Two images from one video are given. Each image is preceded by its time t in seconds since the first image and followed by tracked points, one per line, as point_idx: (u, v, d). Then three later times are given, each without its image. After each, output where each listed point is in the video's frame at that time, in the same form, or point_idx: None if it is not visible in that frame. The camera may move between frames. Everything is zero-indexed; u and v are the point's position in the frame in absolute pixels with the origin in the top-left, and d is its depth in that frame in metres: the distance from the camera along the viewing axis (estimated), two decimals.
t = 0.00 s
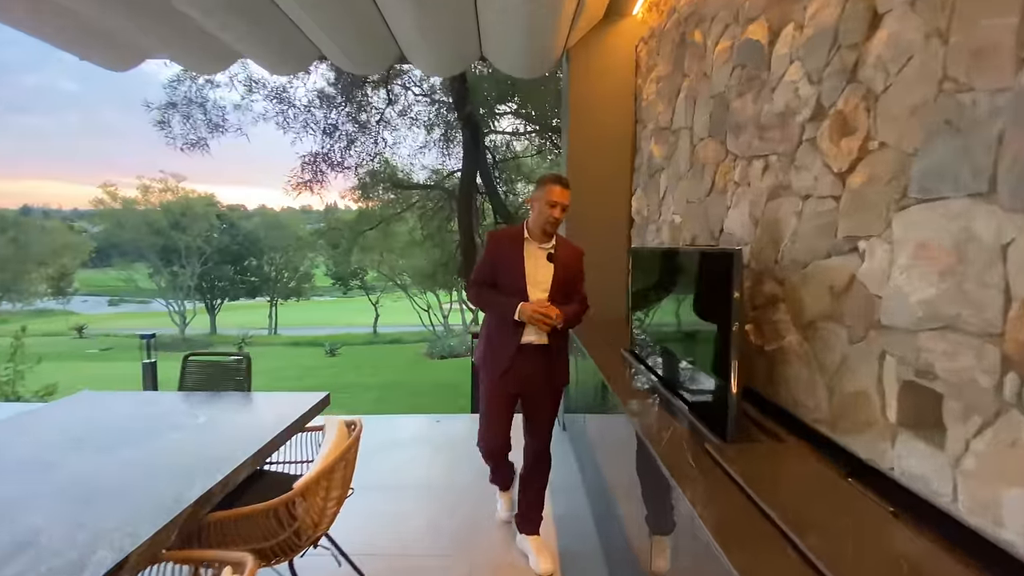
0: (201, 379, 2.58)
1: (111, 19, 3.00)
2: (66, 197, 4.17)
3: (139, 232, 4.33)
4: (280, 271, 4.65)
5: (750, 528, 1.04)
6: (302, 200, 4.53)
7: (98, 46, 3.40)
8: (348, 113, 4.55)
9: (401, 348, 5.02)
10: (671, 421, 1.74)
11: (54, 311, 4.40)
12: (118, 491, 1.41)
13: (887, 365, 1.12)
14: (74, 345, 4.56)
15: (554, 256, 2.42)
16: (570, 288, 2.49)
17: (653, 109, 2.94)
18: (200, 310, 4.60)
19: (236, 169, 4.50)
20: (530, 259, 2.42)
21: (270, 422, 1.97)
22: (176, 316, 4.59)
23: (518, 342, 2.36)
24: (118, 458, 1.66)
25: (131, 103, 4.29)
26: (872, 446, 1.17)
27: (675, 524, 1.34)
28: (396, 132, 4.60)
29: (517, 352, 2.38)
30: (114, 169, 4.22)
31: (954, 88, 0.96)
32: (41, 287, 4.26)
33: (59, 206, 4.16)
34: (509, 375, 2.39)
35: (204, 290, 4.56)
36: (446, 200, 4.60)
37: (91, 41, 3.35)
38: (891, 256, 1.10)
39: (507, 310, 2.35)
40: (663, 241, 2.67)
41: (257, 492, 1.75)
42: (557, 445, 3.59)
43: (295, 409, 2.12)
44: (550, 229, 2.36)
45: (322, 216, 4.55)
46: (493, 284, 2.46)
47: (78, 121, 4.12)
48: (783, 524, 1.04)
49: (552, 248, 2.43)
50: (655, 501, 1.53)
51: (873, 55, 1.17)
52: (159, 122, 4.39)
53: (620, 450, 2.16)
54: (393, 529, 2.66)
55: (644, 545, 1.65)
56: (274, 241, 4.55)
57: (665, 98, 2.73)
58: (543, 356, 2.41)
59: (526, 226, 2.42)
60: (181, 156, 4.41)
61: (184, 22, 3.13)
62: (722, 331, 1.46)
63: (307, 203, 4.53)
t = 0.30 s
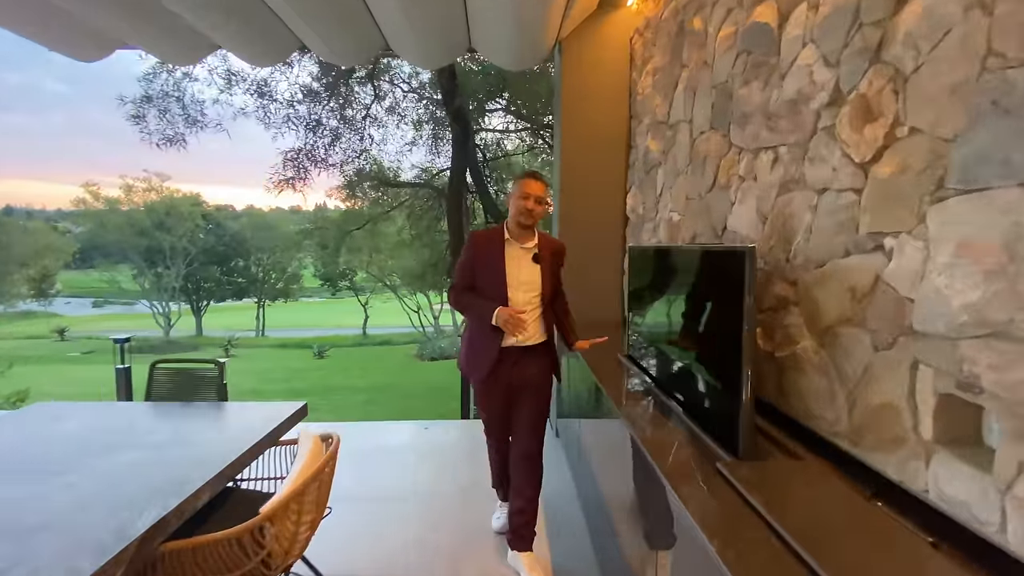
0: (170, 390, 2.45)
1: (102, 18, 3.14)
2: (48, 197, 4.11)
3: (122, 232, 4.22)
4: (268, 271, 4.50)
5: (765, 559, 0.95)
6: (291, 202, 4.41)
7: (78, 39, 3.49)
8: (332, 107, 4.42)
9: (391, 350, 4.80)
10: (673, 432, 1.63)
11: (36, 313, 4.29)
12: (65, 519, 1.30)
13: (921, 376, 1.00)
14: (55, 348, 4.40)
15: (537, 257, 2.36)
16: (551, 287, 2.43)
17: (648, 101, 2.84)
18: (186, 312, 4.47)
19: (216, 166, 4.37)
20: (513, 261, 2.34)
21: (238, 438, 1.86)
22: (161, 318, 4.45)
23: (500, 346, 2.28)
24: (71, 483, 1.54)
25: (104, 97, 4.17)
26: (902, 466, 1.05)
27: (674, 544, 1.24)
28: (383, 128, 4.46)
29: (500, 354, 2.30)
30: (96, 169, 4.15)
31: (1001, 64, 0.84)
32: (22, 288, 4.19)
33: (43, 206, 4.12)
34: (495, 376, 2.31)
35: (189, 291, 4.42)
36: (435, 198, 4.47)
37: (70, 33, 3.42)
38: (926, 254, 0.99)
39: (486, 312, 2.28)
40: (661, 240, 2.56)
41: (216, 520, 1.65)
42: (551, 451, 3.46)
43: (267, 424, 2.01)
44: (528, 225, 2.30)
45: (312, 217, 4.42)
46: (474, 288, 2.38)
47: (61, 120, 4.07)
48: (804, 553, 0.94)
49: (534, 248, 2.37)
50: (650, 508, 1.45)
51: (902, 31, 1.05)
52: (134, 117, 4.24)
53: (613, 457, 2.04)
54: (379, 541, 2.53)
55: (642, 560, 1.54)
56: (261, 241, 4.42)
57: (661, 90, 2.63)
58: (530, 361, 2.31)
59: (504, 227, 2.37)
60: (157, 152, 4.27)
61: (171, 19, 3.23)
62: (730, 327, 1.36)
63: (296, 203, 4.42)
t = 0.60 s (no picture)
0: (143, 397, 2.35)
1: (99, 23, 3.19)
2: (31, 196, 4.01)
3: (107, 233, 4.13)
4: (256, 272, 4.40)
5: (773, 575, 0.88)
6: (279, 202, 4.33)
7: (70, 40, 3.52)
8: (319, 104, 4.34)
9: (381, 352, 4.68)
10: (670, 437, 1.56)
11: (18, 316, 4.19)
12: (21, 541, 1.21)
13: (942, 383, 0.94)
14: (39, 351, 4.28)
15: (522, 259, 2.29)
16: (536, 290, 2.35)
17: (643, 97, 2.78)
18: (173, 313, 4.36)
19: (199, 165, 4.27)
20: (496, 265, 2.28)
21: (213, 448, 1.77)
22: (146, 320, 4.34)
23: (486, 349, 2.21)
24: (31, 500, 1.44)
25: (81, 92, 4.08)
26: (918, 478, 0.99)
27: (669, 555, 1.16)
28: (370, 126, 4.37)
29: (487, 357, 2.23)
30: (81, 168, 4.06)
31: None
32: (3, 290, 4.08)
33: (26, 206, 4.02)
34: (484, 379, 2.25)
35: (175, 292, 4.32)
36: (425, 197, 4.39)
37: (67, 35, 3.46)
38: (946, 253, 0.92)
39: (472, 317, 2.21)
40: (656, 239, 2.49)
41: (186, 540, 1.55)
42: (543, 456, 3.39)
43: (245, 433, 1.92)
44: (510, 227, 2.24)
45: (301, 218, 4.33)
46: (461, 292, 2.33)
47: (45, 118, 3.99)
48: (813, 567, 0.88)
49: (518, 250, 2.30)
50: (643, 513, 1.38)
51: (919, 15, 0.99)
52: (113, 113, 4.16)
53: (607, 462, 1.98)
54: (366, 551, 2.45)
55: (638, 570, 1.47)
56: (249, 242, 4.32)
57: (656, 87, 2.57)
58: (519, 363, 2.25)
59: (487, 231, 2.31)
60: (135, 149, 4.17)
61: (164, 20, 3.25)
62: (733, 329, 1.29)
63: (284, 203, 4.33)
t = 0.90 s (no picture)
0: (136, 397, 2.34)
1: (93, 22, 3.20)
2: (17, 197, 3.98)
3: (94, 234, 4.09)
4: (247, 274, 4.37)
5: (771, 567, 0.91)
6: (270, 202, 4.32)
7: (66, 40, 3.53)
8: (312, 105, 4.35)
9: (373, 353, 4.67)
10: (666, 434, 1.58)
11: (4, 317, 4.16)
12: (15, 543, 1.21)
13: (931, 378, 0.96)
14: (27, 353, 4.26)
15: (508, 255, 2.29)
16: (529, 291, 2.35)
17: (637, 98, 2.80)
18: (162, 315, 4.33)
19: (189, 165, 4.26)
20: (484, 260, 2.30)
21: (209, 449, 1.76)
22: (135, 322, 4.31)
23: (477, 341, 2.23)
24: (24, 502, 1.43)
25: (71, 91, 4.09)
26: (910, 470, 1.02)
27: (665, 549, 1.19)
28: (363, 126, 4.38)
29: (478, 351, 2.26)
30: (67, 168, 4.04)
31: (1017, 52, 0.80)
32: None
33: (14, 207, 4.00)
34: (476, 371, 2.28)
35: (164, 293, 4.29)
36: (419, 198, 4.41)
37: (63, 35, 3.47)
38: (936, 251, 0.95)
39: (462, 311, 2.25)
40: (651, 238, 2.51)
41: (183, 540, 1.55)
42: (538, 455, 3.40)
43: (242, 434, 1.91)
44: (502, 226, 2.26)
45: (292, 217, 4.33)
46: (455, 288, 2.37)
47: (34, 120, 3.98)
48: (810, 560, 0.91)
49: (503, 247, 2.30)
50: (639, 508, 1.40)
51: (910, 19, 1.01)
52: (104, 112, 4.17)
53: (603, 460, 1.99)
54: (361, 551, 2.45)
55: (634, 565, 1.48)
56: (240, 243, 4.30)
57: (651, 87, 2.59)
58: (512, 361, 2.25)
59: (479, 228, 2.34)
60: (125, 148, 4.17)
61: (157, 20, 3.26)
62: (728, 326, 1.31)
63: (275, 203, 4.33)
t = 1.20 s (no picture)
0: (147, 396, 2.41)
1: (96, 27, 3.25)
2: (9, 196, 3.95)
3: (86, 234, 4.11)
4: (240, 274, 4.42)
5: (755, 545, 0.99)
6: (263, 203, 4.38)
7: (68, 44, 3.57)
8: (311, 108, 4.43)
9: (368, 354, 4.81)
10: (658, 427, 1.66)
11: None
12: (38, 534, 1.27)
13: (898, 370, 1.06)
14: (19, 354, 4.30)
15: (505, 255, 2.37)
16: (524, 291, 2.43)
17: (630, 105, 2.89)
18: (155, 316, 4.38)
19: (187, 167, 4.32)
20: (483, 262, 2.39)
21: (221, 445, 1.84)
22: (128, 324, 4.35)
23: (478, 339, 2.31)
24: (42, 497, 1.49)
25: (71, 94, 4.13)
26: (880, 456, 1.11)
27: (658, 533, 1.27)
28: (362, 129, 4.46)
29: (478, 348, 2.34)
30: (58, 169, 4.03)
31: (973, 78, 0.89)
32: None
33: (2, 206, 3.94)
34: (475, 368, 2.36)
35: (158, 294, 4.34)
36: (416, 200, 4.49)
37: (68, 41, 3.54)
38: (901, 255, 1.04)
39: (463, 311, 2.34)
40: (644, 241, 2.60)
41: (198, 530, 1.62)
42: (535, 453, 3.48)
43: (251, 431, 1.98)
44: (500, 228, 2.35)
45: (286, 218, 4.39)
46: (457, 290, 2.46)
47: (18, 120, 3.93)
48: (788, 536, 1.00)
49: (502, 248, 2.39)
50: (632, 496, 1.49)
51: (880, 42, 1.11)
52: (105, 115, 4.24)
53: (598, 454, 2.07)
54: (364, 545, 2.52)
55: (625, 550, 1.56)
56: (233, 243, 4.35)
57: (643, 95, 2.68)
58: (512, 359, 2.33)
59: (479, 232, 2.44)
60: (127, 151, 4.24)
61: (157, 24, 3.30)
62: (715, 324, 1.40)
63: (269, 205, 4.38)
